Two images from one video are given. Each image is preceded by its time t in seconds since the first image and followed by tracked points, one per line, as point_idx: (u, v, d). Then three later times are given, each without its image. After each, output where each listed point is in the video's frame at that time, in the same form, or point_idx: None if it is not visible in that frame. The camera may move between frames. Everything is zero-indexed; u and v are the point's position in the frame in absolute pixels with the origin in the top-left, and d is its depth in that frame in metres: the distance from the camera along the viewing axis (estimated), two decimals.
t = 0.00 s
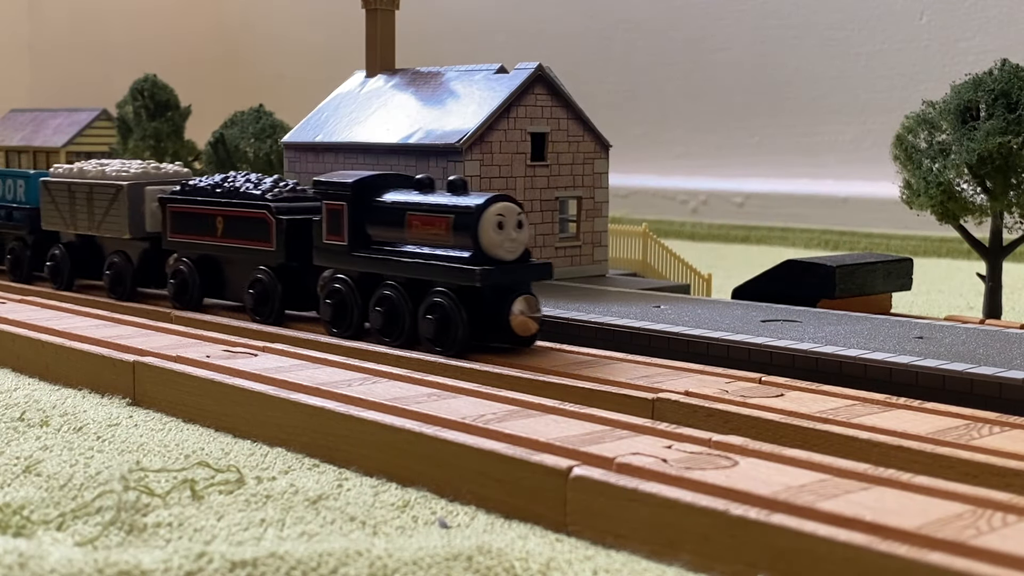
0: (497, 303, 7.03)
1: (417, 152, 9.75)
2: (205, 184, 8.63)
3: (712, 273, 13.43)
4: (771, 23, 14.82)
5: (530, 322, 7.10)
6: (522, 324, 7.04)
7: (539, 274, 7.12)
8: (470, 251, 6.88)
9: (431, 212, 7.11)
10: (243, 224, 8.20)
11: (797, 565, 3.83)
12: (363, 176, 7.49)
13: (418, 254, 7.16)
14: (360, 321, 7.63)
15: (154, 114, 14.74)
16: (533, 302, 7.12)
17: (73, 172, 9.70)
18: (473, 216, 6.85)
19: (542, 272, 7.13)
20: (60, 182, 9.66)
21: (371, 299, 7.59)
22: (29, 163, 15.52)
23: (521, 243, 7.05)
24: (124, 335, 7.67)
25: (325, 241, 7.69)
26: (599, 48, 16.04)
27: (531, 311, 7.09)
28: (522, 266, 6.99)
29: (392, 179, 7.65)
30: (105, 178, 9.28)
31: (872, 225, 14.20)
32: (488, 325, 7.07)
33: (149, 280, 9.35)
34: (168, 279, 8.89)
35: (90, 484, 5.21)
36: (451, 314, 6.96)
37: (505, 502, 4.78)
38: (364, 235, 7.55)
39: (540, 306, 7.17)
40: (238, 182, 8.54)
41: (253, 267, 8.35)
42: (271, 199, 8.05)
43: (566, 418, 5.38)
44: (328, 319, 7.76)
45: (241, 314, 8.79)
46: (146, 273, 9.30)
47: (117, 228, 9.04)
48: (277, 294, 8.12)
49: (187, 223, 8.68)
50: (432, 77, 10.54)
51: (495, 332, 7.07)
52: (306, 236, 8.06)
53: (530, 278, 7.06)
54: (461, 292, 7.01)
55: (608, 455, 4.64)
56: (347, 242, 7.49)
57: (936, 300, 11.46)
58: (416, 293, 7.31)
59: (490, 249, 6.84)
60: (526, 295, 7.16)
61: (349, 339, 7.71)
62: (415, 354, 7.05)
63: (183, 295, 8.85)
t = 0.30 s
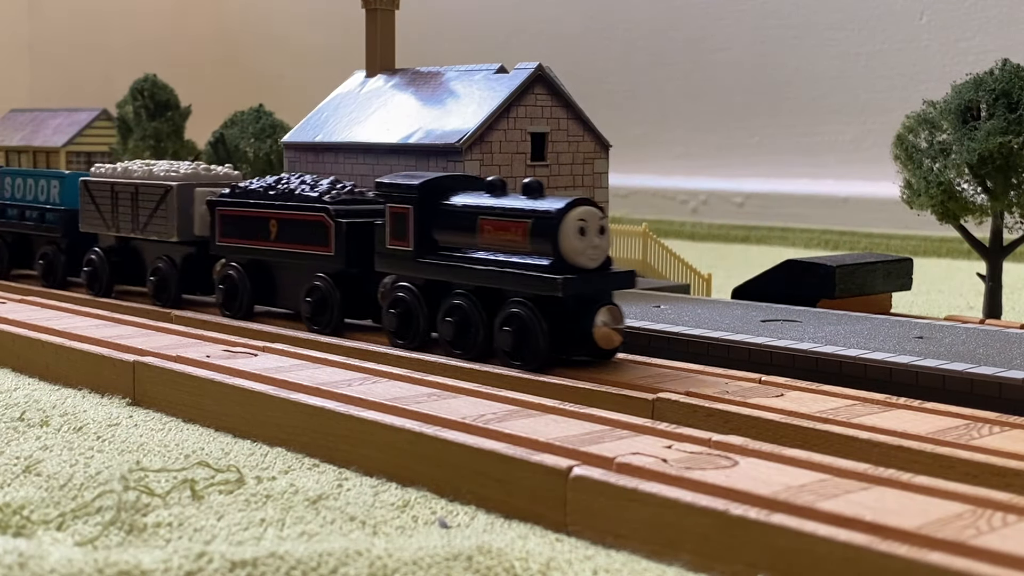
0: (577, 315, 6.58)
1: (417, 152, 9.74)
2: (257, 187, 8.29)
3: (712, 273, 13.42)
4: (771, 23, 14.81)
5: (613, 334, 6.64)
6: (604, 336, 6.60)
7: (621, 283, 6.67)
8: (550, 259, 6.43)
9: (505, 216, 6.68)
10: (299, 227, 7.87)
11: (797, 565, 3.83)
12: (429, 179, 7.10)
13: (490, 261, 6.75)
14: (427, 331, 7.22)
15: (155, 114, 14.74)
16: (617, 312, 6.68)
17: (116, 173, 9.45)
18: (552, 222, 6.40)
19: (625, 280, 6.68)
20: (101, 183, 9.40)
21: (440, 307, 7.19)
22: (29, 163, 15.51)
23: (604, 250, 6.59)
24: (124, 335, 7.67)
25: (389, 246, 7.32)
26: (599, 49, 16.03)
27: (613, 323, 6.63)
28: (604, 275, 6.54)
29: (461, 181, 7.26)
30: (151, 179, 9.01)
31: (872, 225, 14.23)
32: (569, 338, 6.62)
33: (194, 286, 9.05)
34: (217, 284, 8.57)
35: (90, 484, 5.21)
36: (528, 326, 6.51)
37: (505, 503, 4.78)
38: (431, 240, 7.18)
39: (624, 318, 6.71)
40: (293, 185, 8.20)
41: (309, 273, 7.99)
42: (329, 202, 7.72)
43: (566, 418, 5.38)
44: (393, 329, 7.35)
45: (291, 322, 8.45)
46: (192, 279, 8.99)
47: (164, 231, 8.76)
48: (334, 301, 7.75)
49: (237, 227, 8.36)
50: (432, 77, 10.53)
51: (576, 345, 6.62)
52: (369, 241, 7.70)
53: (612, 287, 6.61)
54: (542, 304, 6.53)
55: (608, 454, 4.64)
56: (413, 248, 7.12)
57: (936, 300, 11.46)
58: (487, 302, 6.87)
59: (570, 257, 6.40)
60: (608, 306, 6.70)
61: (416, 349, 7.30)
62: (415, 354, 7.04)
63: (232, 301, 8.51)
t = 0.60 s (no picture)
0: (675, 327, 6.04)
1: (417, 152, 9.73)
2: (318, 191, 7.83)
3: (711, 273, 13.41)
4: (772, 23, 14.79)
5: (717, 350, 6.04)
6: (710, 355, 5.97)
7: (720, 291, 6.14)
8: (648, 267, 5.90)
9: (597, 222, 6.15)
10: (366, 235, 7.37)
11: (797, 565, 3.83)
12: (509, 181, 6.59)
13: (580, 270, 6.23)
14: (506, 344, 6.71)
15: (154, 114, 14.72)
16: (720, 325, 6.07)
17: (155, 176, 8.93)
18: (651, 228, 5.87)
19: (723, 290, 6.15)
20: (142, 188, 8.92)
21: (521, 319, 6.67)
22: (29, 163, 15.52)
23: (704, 257, 6.05)
24: (123, 336, 7.66)
25: (464, 253, 6.82)
26: (599, 49, 16.02)
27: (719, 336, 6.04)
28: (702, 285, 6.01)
29: (542, 184, 6.74)
30: (195, 184, 8.49)
31: (872, 225, 14.30)
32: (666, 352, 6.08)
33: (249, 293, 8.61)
34: (274, 293, 8.12)
35: (90, 484, 5.21)
36: (621, 338, 5.99)
37: (505, 503, 4.77)
38: (510, 247, 6.67)
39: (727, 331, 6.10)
40: (356, 189, 7.73)
41: (372, 281, 7.53)
42: (399, 207, 7.20)
43: (566, 418, 5.38)
44: (468, 342, 6.87)
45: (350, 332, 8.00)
46: (246, 286, 8.56)
47: (213, 241, 8.30)
48: (402, 312, 7.27)
49: (297, 234, 7.92)
50: (432, 77, 10.53)
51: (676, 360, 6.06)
52: (442, 246, 7.22)
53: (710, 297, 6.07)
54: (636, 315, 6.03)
55: (608, 455, 4.64)
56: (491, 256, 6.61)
57: (936, 300, 11.45)
58: (573, 313, 6.36)
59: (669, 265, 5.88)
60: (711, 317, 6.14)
61: (494, 364, 6.80)
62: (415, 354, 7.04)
63: (291, 312, 8.06)
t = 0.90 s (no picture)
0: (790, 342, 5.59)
1: (417, 151, 9.72)
2: (379, 194, 7.36)
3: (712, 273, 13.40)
4: (772, 22, 14.78)
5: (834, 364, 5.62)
6: (828, 368, 5.57)
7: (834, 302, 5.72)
8: (763, 277, 5.46)
9: (701, 228, 5.69)
10: (428, 240, 7.00)
11: (797, 565, 3.82)
12: (597, 183, 6.12)
13: (682, 280, 5.77)
14: (594, 358, 6.23)
15: (154, 114, 14.71)
16: (837, 338, 5.65)
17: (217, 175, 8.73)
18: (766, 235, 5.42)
19: (837, 301, 5.73)
20: (199, 182, 8.68)
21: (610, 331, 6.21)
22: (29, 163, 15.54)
23: (818, 265, 5.64)
24: (124, 336, 7.65)
25: (546, 260, 6.36)
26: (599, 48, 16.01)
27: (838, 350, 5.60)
28: (820, 295, 5.58)
29: (630, 185, 6.27)
30: (258, 181, 8.25)
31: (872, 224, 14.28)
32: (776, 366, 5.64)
33: (303, 300, 8.24)
34: (332, 302, 7.69)
35: (90, 484, 5.21)
36: (734, 353, 5.53)
37: (505, 503, 4.77)
38: (598, 254, 6.20)
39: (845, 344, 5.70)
40: (419, 190, 7.28)
41: (440, 289, 7.12)
42: (467, 210, 6.81)
43: (566, 419, 5.38)
44: (554, 357, 6.37)
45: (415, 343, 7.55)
46: (301, 293, 8.20)
47: (268, 237, 8.01)
48: (474, 322, 6.83)
49: (355, 238, 7.47)
50: (432, 77, 10.53)
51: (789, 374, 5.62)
52: (518, 254, 6.83)
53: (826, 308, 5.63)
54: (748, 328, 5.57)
55: (608, 454, 4.64)
56: (579, 263, 6.16)
57: (936, 301, 11.45)
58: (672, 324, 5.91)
59: (786, 275, 5.46)
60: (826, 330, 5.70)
61: (581, 379, 6.31)
62: (415, 355, 7.04)
63: (351, 321, 7.62)
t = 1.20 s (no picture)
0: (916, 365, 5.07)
1: (416, 151, 9.71)
2: (449, 197, 6.96)
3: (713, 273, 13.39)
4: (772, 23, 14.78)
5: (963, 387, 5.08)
6: (957, 391, 5.03)
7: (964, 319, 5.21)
8: (887, 292, 5.00)
9: (815, 237, 5.25)
10: (503, 247, 6.58)
11: (797, 565, 3.82)
12: (695, 186, 5.68)
13: (793, 293, 5.33)
14: (693, 375, 5.76)
15: (154, 114, 14.71)
16: (968, 358, 5.12)
17: (257, 178, 8.30)
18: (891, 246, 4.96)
19: (967, 317, 5.22)
20: (241, 189, 8.27)
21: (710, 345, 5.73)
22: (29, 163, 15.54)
23: (946, 278, 5.17)
24: (123, 336, 7.65)
25: (636, 269, 5.92)
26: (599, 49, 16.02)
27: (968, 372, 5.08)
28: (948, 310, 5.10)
29: (730, 190, 5.83)
30: (307, 187, 7.83)
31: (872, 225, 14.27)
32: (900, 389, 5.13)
33: (360, 309, 7.84)
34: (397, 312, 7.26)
35: (90, 484, 5.21)
36: (852, 373, 5.05)
37: (505, 503, 4.77)
38: (694, 263, 5.76)
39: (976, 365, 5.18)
40: (491, 194, 6.87)
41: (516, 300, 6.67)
42: (546, 215, 6.41)
43: (567, 419, 5.38)
44: (648, 372, 5.90)
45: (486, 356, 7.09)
46: (357, 301, 7.81)
47: (323, 249, 7.64)
48: (555, 333, 6.37)
49: (423, 244, 7.06)
50: (432, 77, 10.54)
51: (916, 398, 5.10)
52: (604, 262, 6.39)
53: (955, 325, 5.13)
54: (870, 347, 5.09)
55: (608, 454, 4.64)
56: (674, 273, 5.72)
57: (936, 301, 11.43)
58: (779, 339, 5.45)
59: (910, 292, 5.02)
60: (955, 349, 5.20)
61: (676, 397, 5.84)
62: (415, 355, 7.03)
63: (418, 331, 7.19)
